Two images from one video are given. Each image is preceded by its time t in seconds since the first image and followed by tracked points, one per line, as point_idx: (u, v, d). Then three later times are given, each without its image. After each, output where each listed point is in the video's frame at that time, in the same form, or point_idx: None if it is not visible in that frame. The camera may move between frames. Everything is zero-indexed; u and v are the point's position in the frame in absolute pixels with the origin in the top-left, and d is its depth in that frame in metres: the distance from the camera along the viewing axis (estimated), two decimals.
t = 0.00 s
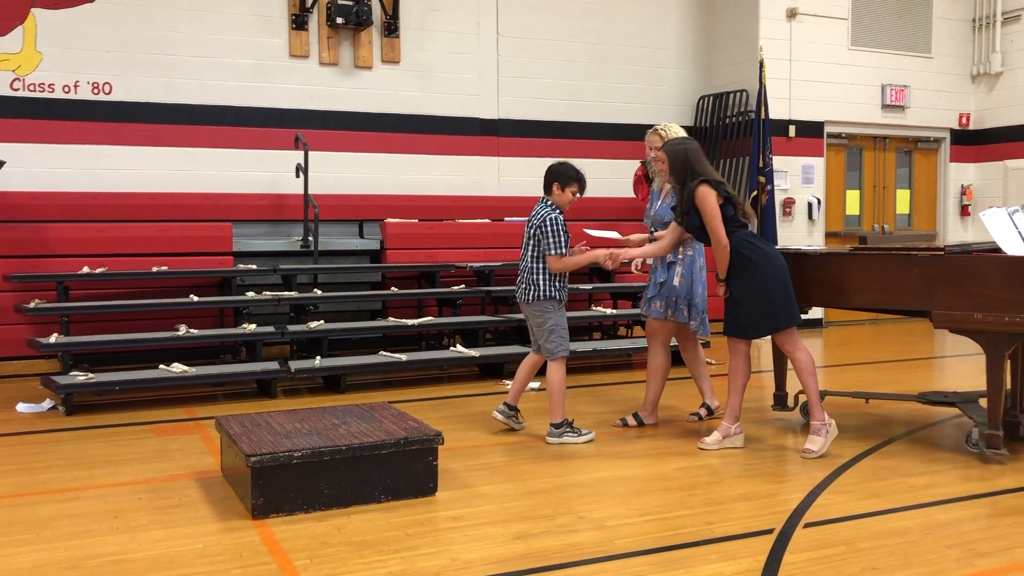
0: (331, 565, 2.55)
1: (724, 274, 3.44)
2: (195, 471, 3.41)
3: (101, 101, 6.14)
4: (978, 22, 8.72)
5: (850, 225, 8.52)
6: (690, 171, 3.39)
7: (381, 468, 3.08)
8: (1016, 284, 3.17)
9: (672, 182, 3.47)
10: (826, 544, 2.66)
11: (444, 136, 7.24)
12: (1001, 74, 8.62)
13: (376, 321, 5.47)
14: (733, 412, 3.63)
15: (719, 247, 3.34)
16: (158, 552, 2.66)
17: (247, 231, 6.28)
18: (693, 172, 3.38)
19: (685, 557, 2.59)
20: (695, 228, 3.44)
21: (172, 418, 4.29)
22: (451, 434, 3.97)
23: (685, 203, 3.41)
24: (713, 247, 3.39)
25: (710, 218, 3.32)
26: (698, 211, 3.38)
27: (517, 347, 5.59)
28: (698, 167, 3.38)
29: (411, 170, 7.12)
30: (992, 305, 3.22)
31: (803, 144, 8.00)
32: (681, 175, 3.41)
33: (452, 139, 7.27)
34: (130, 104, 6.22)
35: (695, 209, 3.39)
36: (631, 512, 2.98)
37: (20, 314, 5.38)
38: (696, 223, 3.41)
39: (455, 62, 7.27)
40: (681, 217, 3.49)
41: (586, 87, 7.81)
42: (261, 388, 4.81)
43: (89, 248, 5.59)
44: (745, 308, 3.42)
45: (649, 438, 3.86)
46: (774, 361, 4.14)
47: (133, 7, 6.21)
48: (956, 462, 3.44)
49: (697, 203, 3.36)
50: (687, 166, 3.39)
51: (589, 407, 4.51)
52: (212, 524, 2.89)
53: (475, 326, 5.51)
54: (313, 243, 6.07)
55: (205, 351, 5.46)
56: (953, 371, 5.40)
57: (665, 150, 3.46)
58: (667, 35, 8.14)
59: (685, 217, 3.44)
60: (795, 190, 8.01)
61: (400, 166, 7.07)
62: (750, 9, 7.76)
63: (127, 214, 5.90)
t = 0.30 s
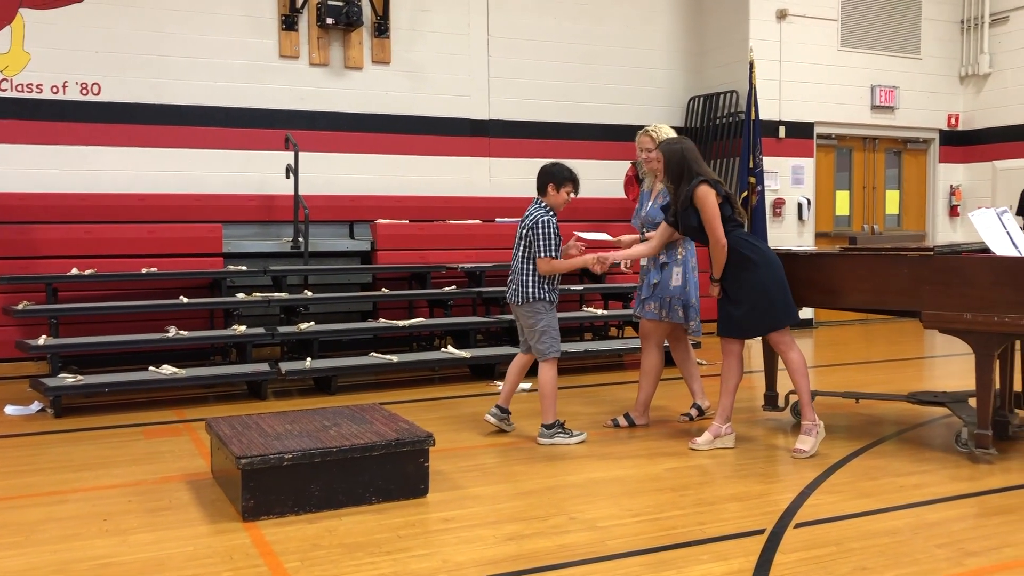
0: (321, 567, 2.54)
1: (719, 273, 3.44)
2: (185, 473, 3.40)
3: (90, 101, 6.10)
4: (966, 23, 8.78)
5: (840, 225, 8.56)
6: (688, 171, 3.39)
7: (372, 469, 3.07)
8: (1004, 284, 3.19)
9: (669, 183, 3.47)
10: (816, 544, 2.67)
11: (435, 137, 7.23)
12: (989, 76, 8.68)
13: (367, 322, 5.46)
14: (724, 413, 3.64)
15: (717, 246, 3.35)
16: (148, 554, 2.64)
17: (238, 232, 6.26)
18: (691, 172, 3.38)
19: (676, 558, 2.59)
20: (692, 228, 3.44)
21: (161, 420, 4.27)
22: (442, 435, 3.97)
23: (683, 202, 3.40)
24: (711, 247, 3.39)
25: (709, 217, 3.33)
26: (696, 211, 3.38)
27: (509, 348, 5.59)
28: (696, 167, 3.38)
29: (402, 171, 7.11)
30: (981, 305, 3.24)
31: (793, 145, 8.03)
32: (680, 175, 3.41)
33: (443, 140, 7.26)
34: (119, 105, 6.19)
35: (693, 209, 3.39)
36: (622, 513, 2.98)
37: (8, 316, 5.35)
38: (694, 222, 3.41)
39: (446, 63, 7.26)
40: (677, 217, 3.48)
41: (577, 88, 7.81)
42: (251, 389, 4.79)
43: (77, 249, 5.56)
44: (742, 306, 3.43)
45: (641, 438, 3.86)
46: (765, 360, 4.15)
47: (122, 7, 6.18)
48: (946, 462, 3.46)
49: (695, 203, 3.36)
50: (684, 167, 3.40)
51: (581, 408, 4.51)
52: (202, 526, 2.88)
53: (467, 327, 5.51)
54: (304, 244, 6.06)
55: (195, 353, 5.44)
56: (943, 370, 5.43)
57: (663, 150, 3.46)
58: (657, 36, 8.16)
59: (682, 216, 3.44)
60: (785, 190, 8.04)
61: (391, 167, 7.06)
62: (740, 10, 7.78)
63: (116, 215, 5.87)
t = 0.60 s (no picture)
0: (317, 566, 2.54)
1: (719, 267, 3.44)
2: (180, 472, 3.39)
3: (85, 99, 6.09)
4: (961, 22, 8.79)
5: (835, 224, 8.58)
6: (718, 154, 3.37)
7: (367, 468, 3.07)
8: (999, 283, 3.19)
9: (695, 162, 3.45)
10: (811, 542, 2.68)
11: (430, 136, 7.23)
12: (984, 75, 8.69)
13: (363, 321, 5.46)
14: (719, 411, 3.66)
15: (729, 237, 3.35)
16: (143, 553, 2.64)
17: (233, 230, 6.25)
18: (721, 156, 3.37)
19: (672, 557, 2.60)
20: (710, 212, 3.44)
21: (155, 419, 4.27)
22: (438, 434, 3.97)
23: (708, 184, 3.39)
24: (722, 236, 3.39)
25: (730, 206, 3.34)
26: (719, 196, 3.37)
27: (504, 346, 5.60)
28: (728, 151, 3.37)
29: (397, 170, 7.10)
30: (975, 304, 3.24)
31: (788, 144, 8.03)
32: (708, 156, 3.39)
33: (439, 138, 7.26)
34: (114, 103, 6.17)
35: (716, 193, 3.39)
36: (618, 512, 2.98)
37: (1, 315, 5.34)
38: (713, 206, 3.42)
39: (442, 62, 7.26)
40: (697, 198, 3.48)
41: (572, 86, 7.81)
42: (246, 388, 4.79)
43: (72, 248, 5.55)
44: (737, 304, 3.43)
45: (636, 437, 3.87)
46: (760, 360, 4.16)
47: (116, 5, 6.16)
48: (941, 460, 3.47)
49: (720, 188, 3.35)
50: (716, 149, 3.37)
51: (576, 407, 4.52)
52: (197, 525, 2.88)
53: (462, 326, 5.51)
54: (299, 242, 6.06)
55: (190, 352, 5.44)
56: (937, 369, 5.45)
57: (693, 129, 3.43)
58: (653, 34, 8.16)
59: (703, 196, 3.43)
60: (780, 189, 8.05)
61: (386, 166, 7.05)
62: (736, 9, 7.79)
63: (110, 213, 5.86)
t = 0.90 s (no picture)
0: (325, 562, 2.55)
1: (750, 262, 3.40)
2: (190, 468, 3.41)
3: (95, 96, 6.11)
4: (971, 19, 8.74)
5: (844, 221, 8.55)
6: (771, 147, 3.36)
7: (376, 464, 3.08)
8: (1009, 280, 3.18)
9: (742, 152, 3.41)
10: (819, 539, 2.67)
11: (438, 132, 7.23)
12: (995, 71, 8.63)
13: (371, 318, 5.46)
14: (729, 409, 3.65)
15: (767, 233, 3.32)
16: (152, 548, 2.65)
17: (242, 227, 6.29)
18: (774, 149, 3.36)
19: (679, 554, 2.60)
20: (753, 205, 3.43)
21: (164, 414, 4.28)
22: (446, 430, 3.98)
23: (758, 179, 3.38)
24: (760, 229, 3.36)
25: (776, 204, 3.32)
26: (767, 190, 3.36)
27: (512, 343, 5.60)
28: (781, 145, 3.37)
29: (406, 166, 7.10)
30: (985, 301, 3.23)
31: (798, 141, 8.00)
32: (761, 147, 3.36)
33: (447, 135, 7.26)
34: (123, 100, 6.19)
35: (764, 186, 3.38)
36: (625, 509, 2.99)
37: (12, 311, 5.38)
38: (759, 201, 3.41)
39: (450, 58, 7.25)
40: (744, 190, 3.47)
41: (581, 83, 7.80)
42: (255, 384, 4.81)
43: (82, 244, 5.58)
44: (761, 302, 3.40)
45: (644, 434, 3.87)
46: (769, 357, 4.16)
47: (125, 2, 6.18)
48: (950, 458, 3.46)
49: (769, 182, 3.34)
50: (769, 145, 3.35)
51: (584, 403, 4.52)
52: (206, 521, 2.89)
53: (470, 323, 5.52)
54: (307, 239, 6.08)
55: (199, 348, 5.47)
56: (946, 367, 5.42)
57: (741, 120, 3.39)
58: (662, 31, 8.14)
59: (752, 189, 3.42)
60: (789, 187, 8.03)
61: (394, 163, 7.06)
62: (745, 5, 7.76)
63: (120, 209, 5.89)
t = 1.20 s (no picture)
0: (358, 553, 2.58)
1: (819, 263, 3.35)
2: (225, 459, 3.46)
3: (132, 92, 6.19)
4: (1011, 12, 8.60)
5: (879, 217, 8.44)
6: (841, 146, 3.31)
7: (408, 456, 3.11)
8: None
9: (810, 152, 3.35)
10: (852, 537, 2.66)
11: (470, 127, 7.24)
12: None
13: (403, 312, 5.50)
14: (762, 406, 3.64)
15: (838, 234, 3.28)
16: (189, 538, 2.70)
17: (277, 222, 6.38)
18: (844, 150, 3.31)
19: (710, 549, 2.60)
20: (821, 205, 3.37)
21: (201, 406, 4.35)
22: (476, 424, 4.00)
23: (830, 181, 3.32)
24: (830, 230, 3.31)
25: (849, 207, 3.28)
26: (836, 190, 3.32)
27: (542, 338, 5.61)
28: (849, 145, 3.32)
29: (438, 161, 7.12)
30: None
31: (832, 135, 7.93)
32: (830, 147, 3.31)
33: (479, 130, 7.27)
34: (159, 96, 6.27)
35: (833, 186, 3.32)
36: (656, 504, 2.99)
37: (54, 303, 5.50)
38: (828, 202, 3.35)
39: (482, 54, 7.27)
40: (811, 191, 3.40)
41: (613, 77, 7.77)
42: (289, 376, 4.87)
43: (119, 238, 5.80)
44: (828, 304, 3.36)
45: (675, 430, 3.86)
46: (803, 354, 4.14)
47: None
48: (987, 457, 3.41)
49: (840, 183, 3.29)
50: (841, 145, 3.30)
51: (614, 399, 4.52)
52: (242, 511, 2.93)
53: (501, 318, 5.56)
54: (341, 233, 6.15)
55: (234, 341, 5.55)
56: (983, 365, 5.34)
57: (811, 119, 3.33)
58: (695, 24, 8.08)
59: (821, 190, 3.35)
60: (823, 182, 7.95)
61: (426, 158, 7.08)
62: None
63: (157, 204, 6.07)
